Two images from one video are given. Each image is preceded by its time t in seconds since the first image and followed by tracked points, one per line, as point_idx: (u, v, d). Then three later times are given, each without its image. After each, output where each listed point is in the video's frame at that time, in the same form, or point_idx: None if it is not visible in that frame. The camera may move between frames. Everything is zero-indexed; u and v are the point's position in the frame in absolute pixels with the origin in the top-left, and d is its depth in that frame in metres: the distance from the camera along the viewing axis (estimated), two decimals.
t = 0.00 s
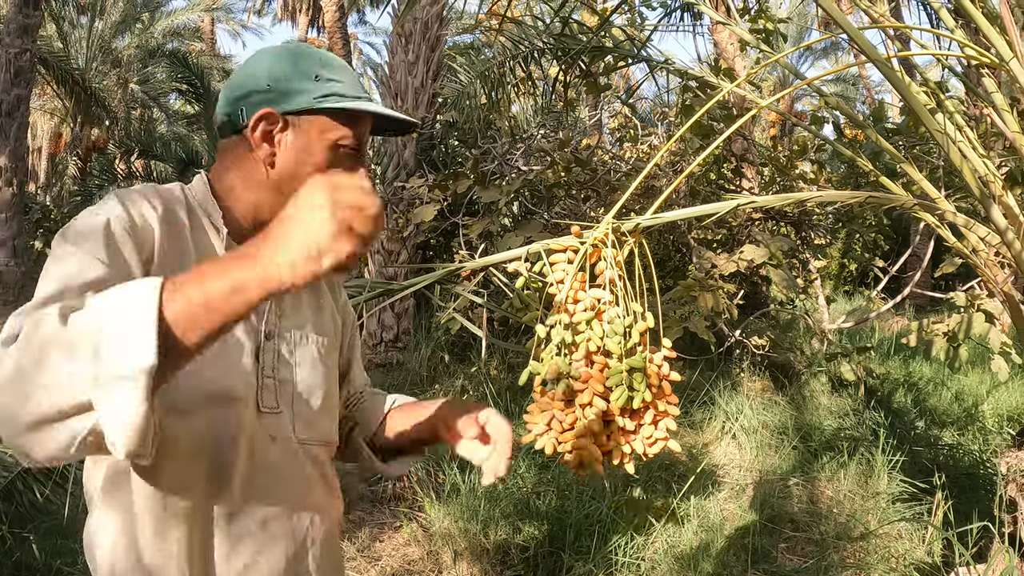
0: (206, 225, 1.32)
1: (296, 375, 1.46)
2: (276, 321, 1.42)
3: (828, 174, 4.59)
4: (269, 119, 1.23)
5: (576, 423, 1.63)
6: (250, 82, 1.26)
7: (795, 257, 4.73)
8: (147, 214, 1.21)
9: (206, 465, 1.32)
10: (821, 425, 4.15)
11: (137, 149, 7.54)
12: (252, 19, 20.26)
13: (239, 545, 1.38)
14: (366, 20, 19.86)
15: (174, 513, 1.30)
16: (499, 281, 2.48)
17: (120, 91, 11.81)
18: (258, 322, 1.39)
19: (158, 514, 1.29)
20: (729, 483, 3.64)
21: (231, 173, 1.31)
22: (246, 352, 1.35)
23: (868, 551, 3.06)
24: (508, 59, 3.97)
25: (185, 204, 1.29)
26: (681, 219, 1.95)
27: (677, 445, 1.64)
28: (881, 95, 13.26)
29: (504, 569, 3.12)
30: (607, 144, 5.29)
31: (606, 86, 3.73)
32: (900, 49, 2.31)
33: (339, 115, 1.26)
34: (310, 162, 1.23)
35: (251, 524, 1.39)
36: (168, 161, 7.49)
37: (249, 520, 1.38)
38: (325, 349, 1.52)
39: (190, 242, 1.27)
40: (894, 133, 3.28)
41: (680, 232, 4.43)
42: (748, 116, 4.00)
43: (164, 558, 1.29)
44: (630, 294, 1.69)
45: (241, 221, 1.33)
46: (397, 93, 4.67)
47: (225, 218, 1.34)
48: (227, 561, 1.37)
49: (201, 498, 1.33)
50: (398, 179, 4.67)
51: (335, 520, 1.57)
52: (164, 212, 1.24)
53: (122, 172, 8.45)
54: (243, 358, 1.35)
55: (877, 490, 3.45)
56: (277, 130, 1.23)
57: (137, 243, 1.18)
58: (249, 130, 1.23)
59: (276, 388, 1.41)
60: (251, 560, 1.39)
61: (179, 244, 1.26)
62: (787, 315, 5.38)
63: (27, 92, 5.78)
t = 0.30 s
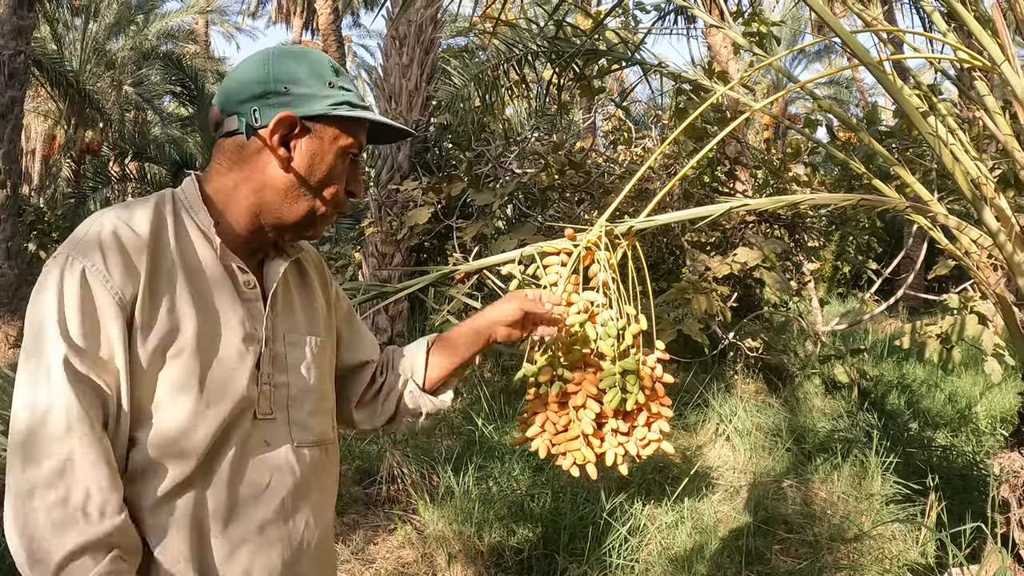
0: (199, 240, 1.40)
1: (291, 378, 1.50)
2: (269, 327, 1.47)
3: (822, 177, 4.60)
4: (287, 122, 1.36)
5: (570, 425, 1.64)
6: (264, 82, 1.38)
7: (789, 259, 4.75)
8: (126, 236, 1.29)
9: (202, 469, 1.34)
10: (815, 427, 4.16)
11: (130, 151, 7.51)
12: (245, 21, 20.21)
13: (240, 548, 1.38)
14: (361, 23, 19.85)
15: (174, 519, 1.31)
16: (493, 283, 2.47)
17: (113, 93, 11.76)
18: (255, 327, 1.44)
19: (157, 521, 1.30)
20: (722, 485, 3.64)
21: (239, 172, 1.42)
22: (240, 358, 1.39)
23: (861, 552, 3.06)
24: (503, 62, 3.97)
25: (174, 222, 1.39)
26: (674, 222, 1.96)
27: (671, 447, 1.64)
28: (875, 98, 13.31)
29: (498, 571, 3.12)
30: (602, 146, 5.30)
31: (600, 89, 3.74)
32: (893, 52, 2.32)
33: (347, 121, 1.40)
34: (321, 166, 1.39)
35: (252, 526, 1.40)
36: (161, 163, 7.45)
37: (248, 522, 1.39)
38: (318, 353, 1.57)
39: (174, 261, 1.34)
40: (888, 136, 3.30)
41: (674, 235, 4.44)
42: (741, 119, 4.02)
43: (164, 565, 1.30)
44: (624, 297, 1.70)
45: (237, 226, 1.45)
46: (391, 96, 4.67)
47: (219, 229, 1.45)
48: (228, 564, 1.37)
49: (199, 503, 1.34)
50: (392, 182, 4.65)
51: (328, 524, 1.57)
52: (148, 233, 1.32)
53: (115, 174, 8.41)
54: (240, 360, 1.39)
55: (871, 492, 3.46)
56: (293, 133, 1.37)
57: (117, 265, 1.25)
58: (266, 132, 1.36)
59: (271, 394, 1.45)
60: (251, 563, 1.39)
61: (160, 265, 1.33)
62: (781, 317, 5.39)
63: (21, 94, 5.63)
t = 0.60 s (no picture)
0: (190, 241, 1.41)
1: (287, 379, 1.49)
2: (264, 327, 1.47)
3: (820, 178, 4.60)
4: (282, 121, 1.36)
5: (568, 425, 1.64)
6: (257, 81, 1.38)
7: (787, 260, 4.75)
8: (115, 238, 1.31)
9: (195, 469, 1.35)
10: (814, 428, 4.16)
11: (129, 151, 7.49)
12: (244, 22, 20.19)
13: (233, 549, 1.38)
14: (360, 24, 19.85)
15: (166, 519, 1.32)
16: (492, 284, 2.45)
17: (112, 93, 11.72)
18: (248, 329, 1.44)
19: (149, 523, 1.31)
20: (721, 486, 3.65)
21: (233, 173, 1.41)
22: (231, 359, 1.39)
23: (860, 552, 3.05)
24: (501, 63, 3.98)
25: (165, 222, 1.40)
26: (673, 223, 1.97)
27: (669, 447, 1.63)
28: (874, 99, 13.32)
29: (497, 572, 3.12)
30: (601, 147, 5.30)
31: (598, 90, 3.75)
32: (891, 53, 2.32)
33: (341, 119, 1.40)
34: (317, 165, 1.39)
35: (245, 527, 1.39)
36: (160, 163, 7.43)
37: (243, 524, 1.39)
38: (317, 351, 1.55)
39: (163, 261, 1.36)
40: (886, 136, 3.30)
41: (672, 236, 4.44)
42: (740, 120, 4.02)
43: (156, 565, 1.31)
44: (622, 298, 1.71)
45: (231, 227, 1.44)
46: (390, 97, 4.67)
47: (212, 231, 1.45)
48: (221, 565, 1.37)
49: (192, 503, 1.35)
50: (391, 182, 4.65)
51: (326, 525, 1.56)
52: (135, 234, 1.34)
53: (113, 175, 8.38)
54: (232, 361, 1.39)
55: (869, 492, 3.46)
56: (288, 132, 1.37)
57: (103, 266, 1.27)
58: (261, 131, 1.36)
59: (266, 396, 1.45)
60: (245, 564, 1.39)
61: (149, 267, 1.35)
62: (780, 318, 5.39)
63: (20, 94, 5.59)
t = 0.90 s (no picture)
0: (181, 243, 1.41)
1: (281, 380, 1.48)
2: (257, 329, 1.46)
3: (819, 179, 4.60)
4: (274, 120, 1.36)
5: (567, 426, 1.64)
6: (248, 80, 1.37)
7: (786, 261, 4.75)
8: (107, 241, 1.31)
9: (186, 472, 1.35)
10: (812, 429, 4.16)
11: (127, 152, 7.46)
12: (243, 23, 20.18)
13: (224, 551, 1.37)
14: (359, 24, 19.83)
15: (158, 521, 1.32)
16: (490, 285, 2.45)
17: (111, 93, 11.70)
18: (240, 331, 1.44)
19: (141, 525, 1.31)
20: (719, 487, 3.64)
21: (225, 173, 1.41)
22: (223, 361, 1.39)
23: (858, 554, 3.05)
24: (500, 64, 3.98)
25: (156, 224, 1.40)
26: (671, 223, 1.96)
27: (667, 448, 1.63)
28: (872, 99, 13.33)
29: (495, 573, 3.12)
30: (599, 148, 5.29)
31: (597, 90, 3.74)
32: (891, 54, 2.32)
33: (333, 116, 1.40)
34: (310, 162, 1.39)
35: (237, 529, 1.39)
36: (158, 164, 7.40)
37: (234, 527, 1.38)
38: (312, 351, 1.55)
39: (154, 263, 1.35)
40: (885, 137, 3.30)
41: (671, 237, 4.44)
42: (738, 121, 4.02)
43: (149, 567, 1.32)
44: (619, 299, 1.70)
45: (221, 228, 1.44)
46: (388, 97, 4.67)
47: (204, 233, 1.45)
48: (213, 567, 1.37)
49: (183, 506, 1.35)
50: (389, 183, 4.64)
51: (322, 527, 1.55)
52: (128, 238, 1.34)
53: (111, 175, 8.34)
54: (223, 363, 1.39)
55: (868, 493, 3.46)
56: (280, 130, 1.37)
57: (93, 269, 1.27)
58: (252, 130, 1.36)
59: (259, 398, 1.44)
60: (237, 567, 1.39)
61: (142, 270, 1.35)
62: (779, 319, 5.39)
63: (19, 95, 5.39)
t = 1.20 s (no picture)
0: (179, 244, 1.40)
1: (278, 382, 1.48)
2: (254, 331, 1.46)
3: (818, 180, 4.60)
4: (247, 114, 1.36)
5: (565, 428, 1.63)
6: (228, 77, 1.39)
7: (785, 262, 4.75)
8: (104, 243, 1.30)
9: (183, 474, 1.35)
10: (811, 430, 4.16)
11: (126, 153, 7.46)
12: (242, 23, 20.18)
13: (222, 554, 1.37)
14: (358, 25, 19.83)
15: (155, 524, 1.32)
16: (488, 286, 2.44)
17: (110, 94, 11.71)
18: (238, 334, 1.44)
19: (139, 528, 1.31)
20: (718, 488, 3.64)
21: (212, 171, 1.42)
22: (220, 363, 1.38)
23: (858, 555, 3.05)
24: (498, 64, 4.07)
25: (155, 226, 1.39)
26: (670, 225, 1.96)
27: (666, 450, 1.63)
28: (870, 100, 13.33)
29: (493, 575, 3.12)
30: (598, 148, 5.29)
31: (596, 91, 3.74)
32: (890, 56, 2.32)
33: (311, 108, 1.38)
34: (288, 155, 1.38)
35: (235, 531, 1.38)
36: (157, 165, 7.40)
37: (232, 529, 1.38)
38: (309, 353, 1.54)
39: (152, 265, 1.34)
40: (884, 138, 3.30)
41: (669, 238, 4.44)
42: (737, 122, 4.02)
43: (145, 570, 1.31)
44: (618, 300, 1.70)
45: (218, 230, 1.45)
46: (387, 98, 4.67)
47: (200, 235, 1.45)
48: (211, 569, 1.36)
49: (180, 508, 1.34)
50: (388, 184, 4.63)
51: (319, 529, 1.55)
52: (126, 239, 1.34)
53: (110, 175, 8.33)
54: (221, 365, 1.38)
55: (867, 494, 3.45)
56: (252, 124, 1.37)
57: (91, 270, 1.26)
58: (226, 125, 1.37)
59: (256, 400, 1.44)
60: (235, 569, 1.38)
61: (140, 271, 1.34)
62: (778, 319, 5.39)
63: (18, 95, 5.37)
